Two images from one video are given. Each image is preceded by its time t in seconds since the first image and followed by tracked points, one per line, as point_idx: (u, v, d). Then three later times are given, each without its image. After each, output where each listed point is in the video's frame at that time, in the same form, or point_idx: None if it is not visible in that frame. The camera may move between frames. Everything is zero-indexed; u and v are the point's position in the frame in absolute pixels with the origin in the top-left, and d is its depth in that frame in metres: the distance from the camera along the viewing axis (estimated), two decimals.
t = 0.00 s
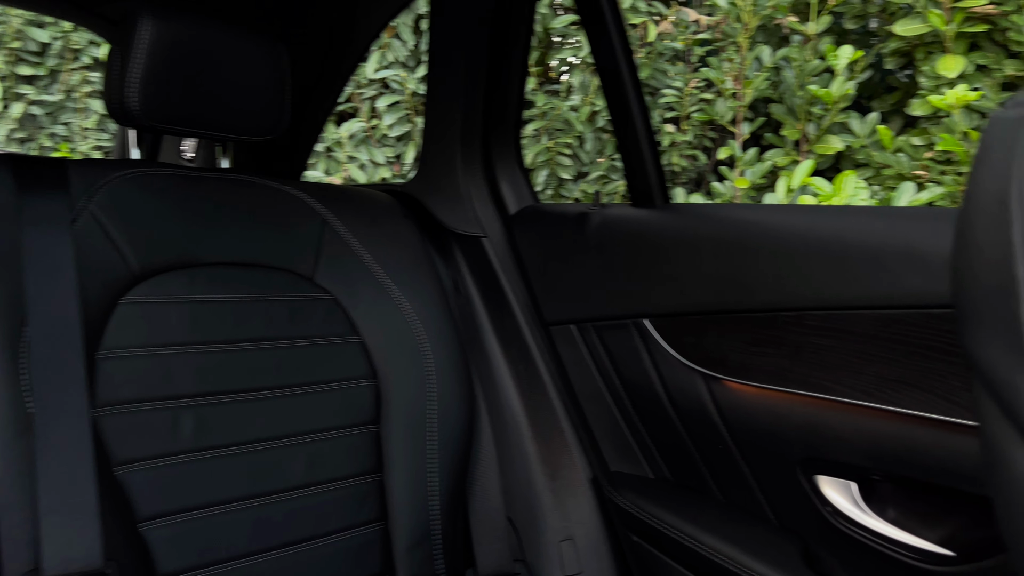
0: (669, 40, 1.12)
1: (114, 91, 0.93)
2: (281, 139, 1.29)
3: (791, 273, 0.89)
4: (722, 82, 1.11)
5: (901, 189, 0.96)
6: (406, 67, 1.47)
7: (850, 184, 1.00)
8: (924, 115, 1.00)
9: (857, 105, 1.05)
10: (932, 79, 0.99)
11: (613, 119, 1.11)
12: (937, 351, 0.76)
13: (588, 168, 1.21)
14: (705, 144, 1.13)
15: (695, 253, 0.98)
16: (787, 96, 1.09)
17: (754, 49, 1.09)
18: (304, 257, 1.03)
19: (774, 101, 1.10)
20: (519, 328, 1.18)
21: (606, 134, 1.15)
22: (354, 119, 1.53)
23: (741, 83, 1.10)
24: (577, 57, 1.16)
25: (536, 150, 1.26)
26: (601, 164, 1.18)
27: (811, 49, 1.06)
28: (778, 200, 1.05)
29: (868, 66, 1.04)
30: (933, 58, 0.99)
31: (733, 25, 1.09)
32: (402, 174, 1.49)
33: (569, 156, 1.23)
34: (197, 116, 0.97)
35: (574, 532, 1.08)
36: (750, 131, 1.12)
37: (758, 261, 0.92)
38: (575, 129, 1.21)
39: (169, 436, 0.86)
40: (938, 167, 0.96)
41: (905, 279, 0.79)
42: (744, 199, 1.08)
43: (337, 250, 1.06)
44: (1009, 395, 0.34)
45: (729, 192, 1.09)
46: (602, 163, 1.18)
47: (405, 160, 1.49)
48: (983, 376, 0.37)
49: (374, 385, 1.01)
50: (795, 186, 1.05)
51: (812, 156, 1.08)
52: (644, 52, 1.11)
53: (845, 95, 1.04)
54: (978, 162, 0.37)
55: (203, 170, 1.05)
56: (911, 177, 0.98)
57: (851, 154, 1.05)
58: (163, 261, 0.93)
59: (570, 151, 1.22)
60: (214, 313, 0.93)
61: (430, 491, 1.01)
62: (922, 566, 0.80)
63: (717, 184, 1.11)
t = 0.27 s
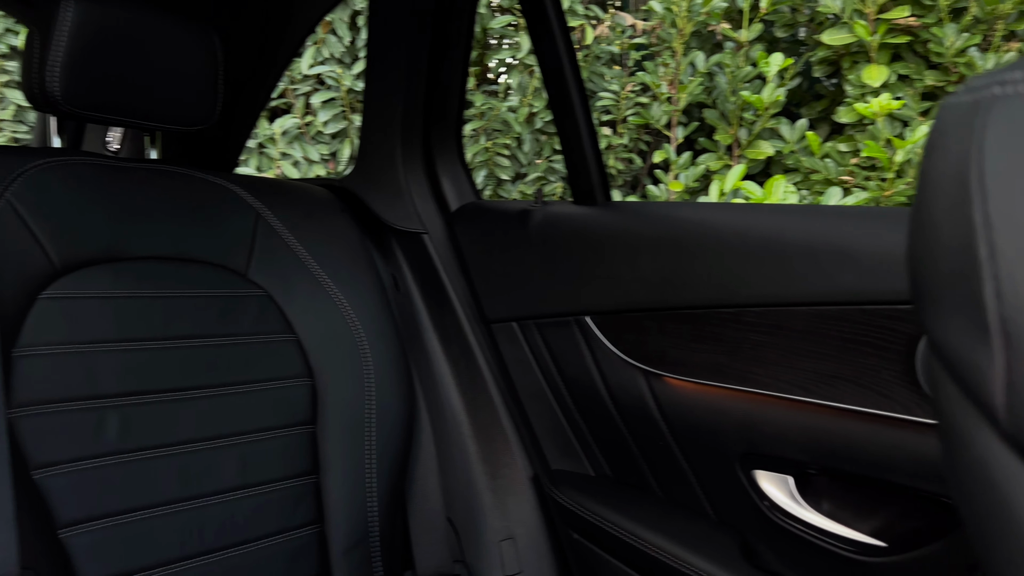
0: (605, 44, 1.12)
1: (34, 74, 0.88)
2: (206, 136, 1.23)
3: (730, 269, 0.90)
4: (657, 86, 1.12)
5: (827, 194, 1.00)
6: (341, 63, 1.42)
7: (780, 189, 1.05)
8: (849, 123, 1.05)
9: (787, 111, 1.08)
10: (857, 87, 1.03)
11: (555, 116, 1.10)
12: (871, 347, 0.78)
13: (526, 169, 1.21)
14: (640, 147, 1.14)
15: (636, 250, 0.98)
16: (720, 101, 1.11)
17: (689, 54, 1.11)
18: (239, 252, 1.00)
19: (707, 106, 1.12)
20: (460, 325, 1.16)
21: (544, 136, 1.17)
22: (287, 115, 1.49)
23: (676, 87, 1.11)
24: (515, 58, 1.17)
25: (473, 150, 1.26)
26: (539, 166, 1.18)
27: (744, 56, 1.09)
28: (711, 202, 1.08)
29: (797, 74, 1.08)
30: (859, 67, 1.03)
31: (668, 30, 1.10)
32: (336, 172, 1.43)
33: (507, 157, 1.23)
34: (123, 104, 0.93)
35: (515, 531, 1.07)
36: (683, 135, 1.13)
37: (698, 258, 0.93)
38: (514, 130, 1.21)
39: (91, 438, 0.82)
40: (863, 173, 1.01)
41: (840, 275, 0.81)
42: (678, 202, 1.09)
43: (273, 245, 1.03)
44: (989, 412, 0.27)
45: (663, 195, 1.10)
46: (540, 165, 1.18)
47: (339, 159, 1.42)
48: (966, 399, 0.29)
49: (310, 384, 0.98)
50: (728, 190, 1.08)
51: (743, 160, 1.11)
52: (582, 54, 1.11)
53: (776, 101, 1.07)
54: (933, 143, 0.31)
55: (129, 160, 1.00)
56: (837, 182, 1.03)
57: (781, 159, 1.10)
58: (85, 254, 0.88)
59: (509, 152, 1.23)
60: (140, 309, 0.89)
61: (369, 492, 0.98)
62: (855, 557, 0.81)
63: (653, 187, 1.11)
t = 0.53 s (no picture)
0: (546, 45, 1.13)
1: None
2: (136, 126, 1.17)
3: (674, 267, 0.91)
4: (597, 88, 1.15)
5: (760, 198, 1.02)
6: (279, 57, 1.35)
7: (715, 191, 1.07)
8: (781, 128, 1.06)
9: (722, 116, 1.10)
10: (789, 93, 1.05)
11: (500, 113, 1.10)
12: (810, 343, 0.80)
13: (467, 168, 1.22)
14: (580, 148, 1.16)
15: (581, 247, 0.98)
16: (657, 105, 1.13)
17: (627, 57, 1.13)
18: (172, 245, 0.95)
19: (645, 109, 1.14)
20: (402, 323, 1.14)
21: (485, 135, 1.19)
22: (220, 109, 1.40)
23: (615, 90, 1.14)
24: (455, 57, 1.18)
25: (414, 148, 1.26)
26: (480, 165, 1.20)
27: (681, 60, 1.10)
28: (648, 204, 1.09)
29: (731, 79, 1.09)
30: (791, 74, 1.05)
31: (607, 33, 1.12)
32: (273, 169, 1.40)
33: (448, 155, 1.24)
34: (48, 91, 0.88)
35: (457, 531, 1.06)
36: (621, 138, 1.17)
37: (642, 256, 0.93)
38: (455, 129, 1.22)
39: (13, 440, 0.77)
40: (794, 177, 1.02)
41: (781, 274, 0.83)
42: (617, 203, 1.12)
43: (208, 238, 0.99)
44: (962, 430, 0.23)
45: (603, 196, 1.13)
46: (480, 164, 1.20)
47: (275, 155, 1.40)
48: (937, 411, 0.25)
49: (247, 382, 0.95)
50: (665, 192, 1.10)
51: (679, 164, 1.12)
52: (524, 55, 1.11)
53: (711, 105, 1.08)
54: (893, 134, 0.27)
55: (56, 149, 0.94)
56: (770, 185, 1.04)
57: (715, 162, 1.11)
58: (7, 246, 0.83)
59: (450, 150, 1.24)
60: (67, 304, 0.84)
61: (308, 493, 0.96)
62: (793, 550, 0.83)
63: (592, 187, 1.13)
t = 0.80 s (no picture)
0: (495, 39, 1.10)
1: None
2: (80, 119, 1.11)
3: (629, 258, 0.91)
4: (545, 83, 1.13)
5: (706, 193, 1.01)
6: (220, 46, 1.30)
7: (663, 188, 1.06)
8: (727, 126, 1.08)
9: (669, 113, 1.10)
10: (734, 92, 1.05)
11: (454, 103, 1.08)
12: (764, 333, 0.81)
13: (414, 162, 1.19)
14: (529, 144, 1.14)
15: (537, 238, 0.98)
16: (605, 101, 1.13)
17: (576, 53, 1.12)
18: (112, 233, 0.91)
19: (593, 105, 1.13)
20: (354, 316, 1.12)
21: (434, 129, 1.16)
22: (160, 98, 1.35)
23: (564, 85, 1.13)
24: (403, 49, 1.16)
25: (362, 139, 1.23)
26: (428, 159, 1.17)
27: (628, 57, 1.10)
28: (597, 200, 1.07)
29: (678, 77, 1.09)
30: (736, 72, 1.05)
31: (556, 28, 1.12)
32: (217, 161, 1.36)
33: (395, 148, 1.21)
34: None
35: (410, 526, 1.05)
36: (570, 134, 1.15)
37: (597, 247, 0.93)
38: (403, 121, 1.19)
39: None
40: (739, 174, 1.03)
41: (735, 264, 0.83)
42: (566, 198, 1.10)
43: (150, 227, 0.95)
44: (937, 382, 0.27)
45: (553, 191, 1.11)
46: (428, 158, 1.17)
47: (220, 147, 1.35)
48: (919, 365, 0.28)
49: (192, 377, 0.91)
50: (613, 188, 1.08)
51: (627, 160, 1.12)
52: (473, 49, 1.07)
53: (659, 102, 1.09)
54: (871, 109, 0.30)
55: None
56: (715, 181, 1.02)
57: (662, 159, 1.10)
58: None
59: (397, 143, 1.21)
60: None
61: (257, 490, 0.93)
62: (747, 539, 0.84)
63: (541, 183, 1.11)
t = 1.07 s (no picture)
0: (455, 25, 1.08)
1: None
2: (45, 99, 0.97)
3: (599, 242, 0.91)
4: (505, 71, 1.12)
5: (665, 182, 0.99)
6: (173, 29, 1.25)
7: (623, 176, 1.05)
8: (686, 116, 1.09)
9: (629, 103, 1.11)
10: (693, 81, 1.06)
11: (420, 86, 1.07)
12: (733, 316, 0.82)
13: (374, 149, 1.19)
14: (489, 131, 1.13)
15: (506, 223, 0.97)
16: (566, 89, 1.12)
17: (536, 40, 1.11)
18: (67, 217, 0.88)
19: (553, 93, 1.13)
20: (319, 303, 1.11)
21: (392, 116, 1.15)
22: (109, 81, 1.26)
23: (524, 73, 1.12)
24: (361, 34, 1.14)
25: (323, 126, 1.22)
26: (387, 145, 1.17)
27: (588, 46, 1.10)
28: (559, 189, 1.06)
29: (638, 65, 1.10)
30: (694, 62, 1.06)
31: (516, 15, 1.11)
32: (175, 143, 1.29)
33: (354, 135, 1.21)
34: None
35: (378, 514, 1.05)
36: (530, 123, 1.15)
37: (566, 231, 0.93)
38: (361, 107, 1.19)
39: None
40: (697, 164, 1.03)
41: (705, 248, 0.84)
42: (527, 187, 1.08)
43: (107, 211, 0.92)
44: (938, 350, 0.27)
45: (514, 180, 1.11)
46: (388, 145, 1.17)
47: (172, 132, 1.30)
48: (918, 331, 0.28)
49: (154, 365, 0.89)
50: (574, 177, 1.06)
51: (587, 148, 1.13)
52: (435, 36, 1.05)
53: (618, 91, 1.09)
54: (864, 79, 0.30)
55: None
56: (673, 171, 1.04)
57: (622, 148, 1.11)
58: None
59: (356, 130, 1.21)
60: None
61: (222, 478, 0.92)
62: (717, 520, 0.85)
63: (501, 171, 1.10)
